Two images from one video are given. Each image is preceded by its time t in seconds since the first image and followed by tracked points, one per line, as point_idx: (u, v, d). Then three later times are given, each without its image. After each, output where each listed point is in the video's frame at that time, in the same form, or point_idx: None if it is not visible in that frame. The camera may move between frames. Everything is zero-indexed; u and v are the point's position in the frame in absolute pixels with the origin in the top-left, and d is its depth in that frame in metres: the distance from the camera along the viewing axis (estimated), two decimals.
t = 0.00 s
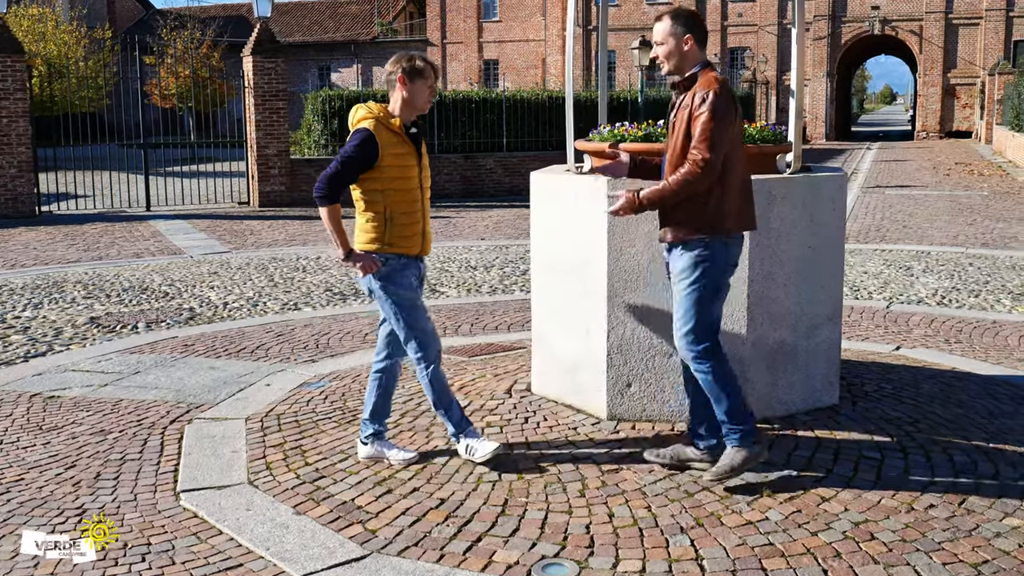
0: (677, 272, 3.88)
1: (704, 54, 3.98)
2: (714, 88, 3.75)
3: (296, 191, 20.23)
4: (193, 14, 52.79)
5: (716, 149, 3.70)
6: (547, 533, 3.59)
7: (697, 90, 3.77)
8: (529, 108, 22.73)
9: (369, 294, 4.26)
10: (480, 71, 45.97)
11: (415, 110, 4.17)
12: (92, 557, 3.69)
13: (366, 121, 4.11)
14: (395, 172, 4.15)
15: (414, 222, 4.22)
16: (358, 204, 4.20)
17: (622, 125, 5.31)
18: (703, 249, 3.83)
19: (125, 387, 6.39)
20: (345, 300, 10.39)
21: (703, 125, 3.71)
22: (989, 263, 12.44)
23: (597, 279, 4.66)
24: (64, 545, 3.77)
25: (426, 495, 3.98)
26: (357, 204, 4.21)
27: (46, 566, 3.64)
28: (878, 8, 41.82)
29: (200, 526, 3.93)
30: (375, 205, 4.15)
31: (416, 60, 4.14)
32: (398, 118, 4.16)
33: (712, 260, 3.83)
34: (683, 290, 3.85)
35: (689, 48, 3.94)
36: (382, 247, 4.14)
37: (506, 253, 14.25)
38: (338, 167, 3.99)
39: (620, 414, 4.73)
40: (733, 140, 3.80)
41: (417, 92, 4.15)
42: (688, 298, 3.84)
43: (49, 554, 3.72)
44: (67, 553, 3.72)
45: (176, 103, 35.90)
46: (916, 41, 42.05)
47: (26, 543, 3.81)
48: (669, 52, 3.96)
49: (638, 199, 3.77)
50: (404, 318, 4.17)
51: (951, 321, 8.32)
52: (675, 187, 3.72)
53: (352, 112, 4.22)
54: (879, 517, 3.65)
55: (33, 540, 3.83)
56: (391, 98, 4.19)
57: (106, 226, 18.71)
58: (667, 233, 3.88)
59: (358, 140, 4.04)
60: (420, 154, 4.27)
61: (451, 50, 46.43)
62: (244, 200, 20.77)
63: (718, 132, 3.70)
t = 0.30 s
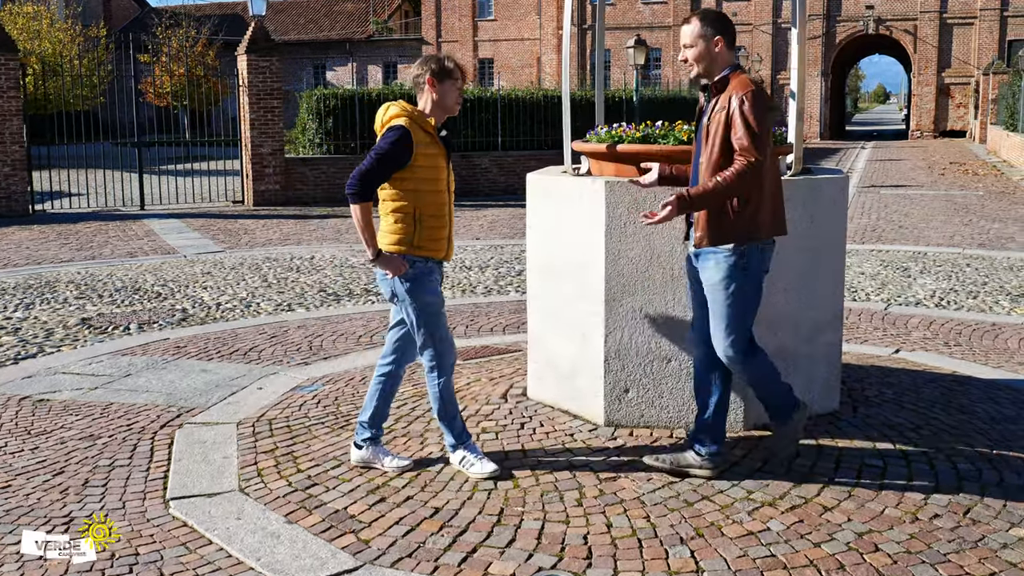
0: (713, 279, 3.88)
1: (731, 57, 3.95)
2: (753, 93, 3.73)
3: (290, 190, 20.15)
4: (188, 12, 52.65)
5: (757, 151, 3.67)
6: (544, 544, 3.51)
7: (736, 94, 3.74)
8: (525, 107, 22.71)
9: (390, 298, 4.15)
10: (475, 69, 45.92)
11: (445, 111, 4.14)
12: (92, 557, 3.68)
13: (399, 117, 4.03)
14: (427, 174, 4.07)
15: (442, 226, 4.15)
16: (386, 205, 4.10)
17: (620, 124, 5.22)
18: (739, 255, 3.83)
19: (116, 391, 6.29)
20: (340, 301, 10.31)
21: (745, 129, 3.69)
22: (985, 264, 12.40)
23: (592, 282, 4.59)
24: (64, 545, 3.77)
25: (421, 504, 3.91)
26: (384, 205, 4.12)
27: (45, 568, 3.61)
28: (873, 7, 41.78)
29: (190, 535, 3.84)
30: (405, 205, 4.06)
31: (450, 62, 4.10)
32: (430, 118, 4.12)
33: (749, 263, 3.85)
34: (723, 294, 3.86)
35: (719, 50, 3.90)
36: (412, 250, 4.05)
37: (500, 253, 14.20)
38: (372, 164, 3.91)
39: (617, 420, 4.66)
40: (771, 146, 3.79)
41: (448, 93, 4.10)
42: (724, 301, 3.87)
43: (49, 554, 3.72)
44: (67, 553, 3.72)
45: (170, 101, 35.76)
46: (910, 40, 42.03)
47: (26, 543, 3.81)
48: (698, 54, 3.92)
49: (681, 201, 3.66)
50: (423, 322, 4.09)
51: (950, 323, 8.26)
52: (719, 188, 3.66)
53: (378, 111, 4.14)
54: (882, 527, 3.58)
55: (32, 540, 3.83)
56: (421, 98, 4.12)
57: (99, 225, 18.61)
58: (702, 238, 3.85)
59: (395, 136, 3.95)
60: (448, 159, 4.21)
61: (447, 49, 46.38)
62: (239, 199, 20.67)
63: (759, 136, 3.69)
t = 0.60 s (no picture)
0: (761, 284, 3.84)
1: (768, 57, 3.89)
2: (799, 99, 3.71)
3: (285, 190, 20.05)
4: (183, 11, 52.58)
5: (812, 160, 3.69)
6: (539, 555, 3.42)
7: (782, 99, 3.72)
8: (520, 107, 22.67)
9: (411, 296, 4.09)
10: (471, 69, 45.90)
11: (467, 104, 4.04)
12: (93, 557, 3.68)
13: (420, 116, 3.93)
14: (451, 171, 4.01)
15: (468, 223, 4.11)
16: (411, 204, 4.05)
17: (618, 124, 5.12)
18: (787, 259, 3.81)
19: (103, 395, 6.18)
20: (332, 302, 10.23)
21: (796, 138, 3.69)
22: (983, 265, 12.33)
23: (589, 285, 4.50)
24: (65, 545, 3.76)
25: (413, 513, 3.82)
26: (409, 204, 4.06)
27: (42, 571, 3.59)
28: (868, 8, 41.82)
29: (176, 545, 3.74)
30: (429, 204, 4.02)
31: (472, 51, 4.00)
32: (453, 112, 4.02)
33: (799, 269, 3.84)
34: (768, 302, 3.84)
35: (755, 51, 3.83)
36: (438, 249, 4.01)
37: (495, 253, 14.13)
38: (394, 164, 3.84)
39: (614, 426, 4.58)
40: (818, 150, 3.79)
41: (471, 86, 4.01)
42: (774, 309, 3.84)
43: (49, 554, 3.71)
44: (67, 553, 3.71)
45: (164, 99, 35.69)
46: (905, 41, 42.04)
47: (25, 543, 3.79)
48: (733, 59, 3.85)
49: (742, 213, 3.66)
50: (452, 326, 4.04)
51: (949, 325, 8.18)
52: (779, 198, 3.64)
53: (399, 106, 4.05)
54: (886, 537, 3.49)
55: (32, 540, 3.82)
56: (443, 90, 4.03)
57: (91, 225, 18.49)
58: (757, 249, 3.79)
59: (417, 136, 3.86)
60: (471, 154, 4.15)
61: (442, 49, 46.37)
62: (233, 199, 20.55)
63: (810, 143, 3.69)
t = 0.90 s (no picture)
0: (785, 282, 3.80)
1: (793, 51, 3.81)
2: (831, 98, 3.65)
3: (277, 190, 19.90)
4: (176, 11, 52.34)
5: (846, 161, 3.64)
6: (525, 569, 3.31)
7: (815, 97, 3.65)
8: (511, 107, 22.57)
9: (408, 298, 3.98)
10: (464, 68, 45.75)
11: (480, 103, 3.91)
12: (92, 557, 3.68)
13: (426, 116, 3.82)
14: (454, 173, 3.89)
15: (469, 226, 3.98)
16: (412, 203, 3.93)
17: (608, 124, 5.00)
18: (813, 259, 3.78)
19: (83, 401, 6.04)
20: (320, 304, 10.09)
21: (832, 137, 3.63)
22: (977, 266, 12.24)
23: (578, 286, 4.38)
24: (66, 545, 3.76)
25: (395, 524, 3.71)
26: (409, 203, 3.94)
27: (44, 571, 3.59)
28: (861, 9, 41.80)
29: (151, 559, 3.63)
30: (430, 204, 3.88)
31: (488, 51, 3.88)
32: (462, 112, 3.90)
33: (821, 268, 3.81)
34: (791, 300, 3.81)
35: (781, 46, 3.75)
36: (435, 250, 3.89)
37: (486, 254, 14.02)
38: (396, 164, 3.73)
39: (605, 434, 4.46)
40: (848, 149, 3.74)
41: (483, 86, 3.90)
42: (795, 307, 3.81)
43: (49, 555, 3.71)
44: (66, 553, 3.71)
45: (155, 97, 35.44)
46: (898, 41, 41.99)
47: (25, 543, 3.80)
48: (760, 51, 3.78)
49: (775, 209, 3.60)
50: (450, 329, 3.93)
51: (943, 327, 8.09)
52: (813, 197, 3.59)
53: (407, 103, 3.93)
54: (882, 550, 3.39)
55: (33, 540, 3.82)
56: (453, 89, 3.90)
57: (78, 225, 18.32)
58: (784, 249, 3.74)
59: (421, 136, 3.75)
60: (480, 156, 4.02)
61: (436, 48, 46.20)
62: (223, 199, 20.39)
63: (843, 143, 3.64)
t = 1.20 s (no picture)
0: (771, 289, 3.74)
1: (788, 56, 3.72)
2: (829, 107, 3.58)
3: (260, 191, 19.73)
4: (161, 10, 52.02)
5: (842, 175, 3.60)
6: None
7: (814, 107, 3.58)
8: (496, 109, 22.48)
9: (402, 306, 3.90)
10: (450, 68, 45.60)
11: (479, 108, 3.78)
12: (93, 556, 3.73)
13: (419, 120, 3.72)
14: (447, 178, 3.77)
15: (466, 234, 3.84)
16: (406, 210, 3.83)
17: (586, 130, 4.91)
18: (802, 271, 3.73)
19: (52, 412, 5.91)
20: (300, 309, 9.97)
21: (833, 151, 3.58)
22: (961, 268, 12.20)
23: (554, 295, 4.28)
24: (66, 545, 3.82)
25: (366, 543, 3.61)
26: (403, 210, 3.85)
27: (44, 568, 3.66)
28: (845, 9, 41.88)
29: None
30: (421, 210, 3.79)
31: (486, 55, 3.76)
32: (459, 117, 3.77)
33: (807, 276, 3.76)
34: (777, 307, 3.74)
35: (772, 50, 3.66)
36: (426, 258, 3.78)
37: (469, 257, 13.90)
38: (385, 169, 3.63)
39: (584, 447, 4.35)
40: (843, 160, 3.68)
41: (483, 90, 3.76)
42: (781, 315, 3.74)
43: (50, 555, 3.77)
44: (68, 553, 3.77)
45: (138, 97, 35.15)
46: (882, 42, 42.05)
47: (26, 542, 3.88)
48: (753, 55, 3.68)
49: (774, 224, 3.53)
50: (440, 337, 3.83)
51: (927, 332, 8.02)
52: (810, 211, 3.54)
53: (404, 107, 3.84)
54: (864, 570, 3.30)
55: (33, 540, 3.89)
56: (451, 93, 3.78)
57: (58, 227, 18.12)
58: (775, 258, 3.69)
59: (410, 139, 3.65)
60: (482, 162, 3.88)
61: (422, 48, 46.07)
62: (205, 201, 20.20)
63: (841, 155, 3.59)
